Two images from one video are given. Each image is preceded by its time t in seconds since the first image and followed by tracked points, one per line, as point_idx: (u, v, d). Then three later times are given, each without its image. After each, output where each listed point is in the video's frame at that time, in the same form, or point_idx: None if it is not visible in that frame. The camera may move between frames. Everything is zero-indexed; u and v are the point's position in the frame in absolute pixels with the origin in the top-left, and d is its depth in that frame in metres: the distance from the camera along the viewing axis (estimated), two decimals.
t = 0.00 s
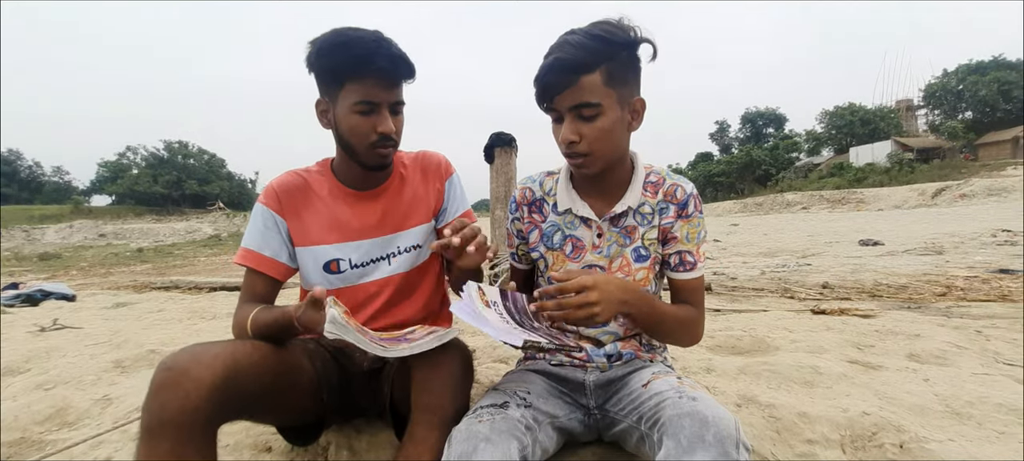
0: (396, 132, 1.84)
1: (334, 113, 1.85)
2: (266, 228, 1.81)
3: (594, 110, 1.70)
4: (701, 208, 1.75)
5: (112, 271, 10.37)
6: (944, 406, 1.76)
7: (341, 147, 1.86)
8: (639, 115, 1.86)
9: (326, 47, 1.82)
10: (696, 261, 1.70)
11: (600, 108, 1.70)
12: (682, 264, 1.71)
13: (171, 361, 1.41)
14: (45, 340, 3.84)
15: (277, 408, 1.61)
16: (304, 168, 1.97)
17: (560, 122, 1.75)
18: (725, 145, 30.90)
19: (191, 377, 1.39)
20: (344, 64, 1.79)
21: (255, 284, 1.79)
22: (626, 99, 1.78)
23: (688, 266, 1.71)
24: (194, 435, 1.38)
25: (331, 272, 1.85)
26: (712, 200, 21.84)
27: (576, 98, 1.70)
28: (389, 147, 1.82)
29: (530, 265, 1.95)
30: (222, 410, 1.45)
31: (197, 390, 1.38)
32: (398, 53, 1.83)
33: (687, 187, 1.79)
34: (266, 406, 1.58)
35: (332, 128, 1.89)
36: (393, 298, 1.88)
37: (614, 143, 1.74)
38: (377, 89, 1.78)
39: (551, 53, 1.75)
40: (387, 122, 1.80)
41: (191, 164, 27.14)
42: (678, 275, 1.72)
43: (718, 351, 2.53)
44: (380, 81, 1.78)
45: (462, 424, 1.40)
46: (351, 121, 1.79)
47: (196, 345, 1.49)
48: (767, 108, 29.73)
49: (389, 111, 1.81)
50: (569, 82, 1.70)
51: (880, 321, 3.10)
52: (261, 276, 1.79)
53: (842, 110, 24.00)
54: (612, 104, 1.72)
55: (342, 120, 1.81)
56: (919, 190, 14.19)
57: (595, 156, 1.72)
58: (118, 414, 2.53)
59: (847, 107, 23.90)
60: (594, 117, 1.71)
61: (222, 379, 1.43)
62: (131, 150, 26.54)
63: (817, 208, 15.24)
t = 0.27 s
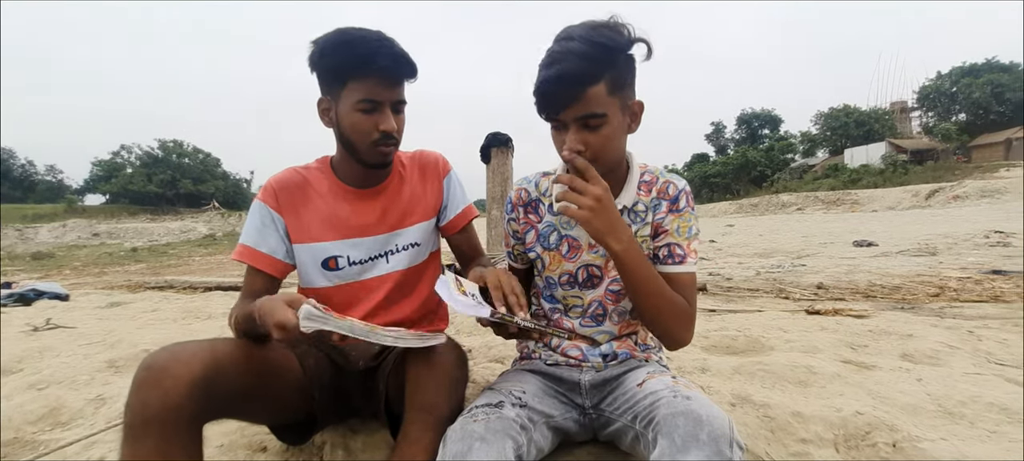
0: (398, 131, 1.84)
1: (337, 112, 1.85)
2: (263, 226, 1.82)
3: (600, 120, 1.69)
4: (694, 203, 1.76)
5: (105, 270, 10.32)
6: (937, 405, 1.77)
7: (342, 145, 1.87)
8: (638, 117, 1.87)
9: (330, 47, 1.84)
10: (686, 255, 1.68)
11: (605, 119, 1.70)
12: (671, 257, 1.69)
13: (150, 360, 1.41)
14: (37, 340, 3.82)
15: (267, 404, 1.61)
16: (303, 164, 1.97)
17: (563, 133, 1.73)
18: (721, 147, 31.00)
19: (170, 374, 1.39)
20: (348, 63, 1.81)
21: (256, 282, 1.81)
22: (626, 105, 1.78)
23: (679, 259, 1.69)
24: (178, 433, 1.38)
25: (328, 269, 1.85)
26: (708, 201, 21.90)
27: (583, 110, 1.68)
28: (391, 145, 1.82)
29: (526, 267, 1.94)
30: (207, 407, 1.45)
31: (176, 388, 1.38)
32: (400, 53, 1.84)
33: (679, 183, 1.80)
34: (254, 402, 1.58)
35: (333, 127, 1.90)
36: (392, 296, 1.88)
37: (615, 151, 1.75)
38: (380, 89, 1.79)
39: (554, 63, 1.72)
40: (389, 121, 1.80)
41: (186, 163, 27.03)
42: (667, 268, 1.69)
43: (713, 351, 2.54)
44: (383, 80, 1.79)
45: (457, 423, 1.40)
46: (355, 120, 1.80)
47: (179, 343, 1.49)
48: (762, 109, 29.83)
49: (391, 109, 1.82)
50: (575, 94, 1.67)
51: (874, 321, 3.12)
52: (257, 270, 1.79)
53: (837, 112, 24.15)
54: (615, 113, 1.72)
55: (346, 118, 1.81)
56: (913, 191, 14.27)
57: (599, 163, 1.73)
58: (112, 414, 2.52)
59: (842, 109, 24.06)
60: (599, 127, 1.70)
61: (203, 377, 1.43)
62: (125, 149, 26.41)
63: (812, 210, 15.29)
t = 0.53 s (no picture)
0: (393, 131, 1.84)
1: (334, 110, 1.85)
2: (266, 217, 1.79)
3: (606, 134, 1.69)
4: (687, 204, 1.77)
5: (99, 270, 10.29)
6: (930, 404, 1.78)
7: (339, 144, 1.87)
8: (635, 122, 1.88)
9: (328, 45, 1.84)
10: (675, 253, 1.69)
11: (610, 132, 1.70)
12: (660, 254, 1.70)
13: (135, 360, 1.40)
14: (31, 339, 3.80)
15: (258, 404, 1.59)
16: (301, 159, 1.97)
17: (567, 145, 1.72)
18: (717, 148, 31.10)
19: (154, 374, 1.37)
20: (346, 63, 1.81)
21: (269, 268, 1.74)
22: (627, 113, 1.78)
23: (668, 256, 1.70)
24: (164, 432, 1.38)
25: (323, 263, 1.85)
26: (703, 202, 21.97)
27: (591, 126, 1.67)
28: (387, 146, 1.82)
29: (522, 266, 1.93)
30: (194, 406, 1.44)
31: (160, 388, 1.37)
32: (399, 56, 1.85)
33: (672, 183, 1.81)
34: (245, 402, 1.56)
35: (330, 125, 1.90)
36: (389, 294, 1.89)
37: (615, 160, 1.77)
38: (376, 91, 1.79)
39: (563, 77, 1.67)
40: (384, 122, 1.80)
41: (181, 162, 26.91)
42: (656, 265, 1.70)
43: (709, 351, 2.55)
44: (379, 81, 1.79)
45: (454, 423, 1.41)
46: (351, 120, 1.79)
47: (166, 341, 1.47)
48: (758, 110, 29.95)
49: (386, 110, 1.82)
50: (585, 113, 1.66)
51: (868, 321, 3.14)
52: (268, 259, 1.74)
53: (832, 113, 24.29)
54: (619, 125, 1.72)
55: (342, 117, 1.81)
56: (907, 192, 14.35)
57: (601, 171, 1.75)
58: (107, 414, 2.51)
59: (837, 110, 24.19)
60: (604, 140, 1.70)
61: (188, 376, 1.41)
62: (119, 148, 26.29)
63: (807, 210, 15.37)
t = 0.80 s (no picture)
0: (398, 128, 1.87)
1: (338, 110, 1.87)
2: (282, 220, 1.78)
3: (617, 134, 1.73)
4: (691, 204, 1.80)
5: (98, 268, 10.29)
6: (929, 403, 1.81)
7: (345, 144, 1.88)
8: (645, 126, 1.90)
9: (326, 47, 1.84)
10: (679, 253, 1.72)
11: (622, 132, 1.74)
12: (665, 254, 1.73)
13: (145, 359, 1.41)
14: (32, 338, 3.80)
15: (265, 404, 1.61)
16: (307, 163, 1.97)
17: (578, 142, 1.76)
18: (715, 149, 31.17)
19: (166, 374, 1.39)
20: (348, 64, 1.81)
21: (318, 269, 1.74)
22: (638, 116, 1.82)
23: (672, 256, 1.72)
24: (173, 430, 1.40)
25: (343, 261, 1.85)
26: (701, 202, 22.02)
27: (603, 125, 1.71)
28: (393, 141, 1.85)
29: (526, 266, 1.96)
30: (204, 405, 1.46)
31: (171, 388, 1.38)
32: (399, 52, 1.85)
33: (676, 185, 1.84)
34: (253, 402, 1.58)
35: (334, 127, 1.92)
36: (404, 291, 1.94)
37: (623, 160, 1.80)
38: (378, 87, 1.80)
39: (580, 76, 1.70)
40: (388, 118, 1.82)
41: (179, 161, 26.86)
42: (661, 265, 1.72)
43: (710, 351, 2.58)
44: (382, 79, 1.81)
45: (462, 421, 1.43)
46: (356, 117, 1.81)
47: (176, 340, 1.48)
48: (756, 111, 30.03)
49: (389, 106, 1.84)
50: (598, 112, 1.69)
51: (867, 321, 3.17)
52: (307, 262, 1.73)
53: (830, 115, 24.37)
54: (630, 126, 1.76)
55: (346, 116, 1.82)
56: (904, 194, 14.43)
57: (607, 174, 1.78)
58: (110, 412, 2.52)
59: (835, 111, 24.27)
60: (615, 140, 1.74)
61: (198, 377, 1.43)
62: (117, 146, 26.22)
63: (805, 211, 15.43)
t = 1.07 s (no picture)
0: (406, 128, 1.87)
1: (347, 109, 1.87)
2: (287, 220, 1.76)
3: (623, 112, 1.75)
4: (703, 213, 1.81)
5: (98, 268, 10.29)
6: (933, 404, 1.81)
7: (352, 144, 1.88)
8: (653, 120, 1.91)
9: (336, 46, 1.85)
10: (698, 264, 1.76)
11: (628, 111, 1.76)
12: (683, 267, 1.77)
13: (159, 358, 1.41)
14: (34, 338, 3.80)
15: (274, 405, 1.62)
16: (311, 162, 1.95)
17: (586, 122, 1.77)
18: (716, 150, 31.18)
19: (179, 373, 1.39)
20: (357, 61, 1.81)
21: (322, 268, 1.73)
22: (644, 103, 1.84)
23: (691, 268, 1.76)
24: (186, 430, 1.40)
25: (349, 262, 1.86)
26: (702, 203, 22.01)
27: (610, 100, 1.73)
28: (401, 142, 1.86)
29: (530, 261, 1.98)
30: (215, 406, 1.46)
31: (185, 386, 1.39)
32: (408, 52, 1.87)
33: (690, 192, 1.84)
34: (263, 403, 1.58)
35: (342, 126, 1.92)
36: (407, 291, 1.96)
37: (632, 147, 1.80)
38: (388, 88, 1.81)
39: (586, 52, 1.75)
40: (397, 119, 1.83)
41: (180, 161, 26.86)
42: (682, 278, 1.76)
43: (714, 351, 2.58)
44: (392, 79, 1.81)
45: (472, 419, 1.43)
46: (364, 118, 1.81)
47: (187, 339, 1.49)
48: (756, 112, 30.05)
49: (398, 107, 1.85)
50: (604, 84, 1.72)
51: (870, 322, 3.17)
52: (311, 261, 1.72)
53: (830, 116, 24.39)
54: (637, 108, 1.78)
55: (355, 115, 1.83)
56: (904, 195, 14.42)
57: (617, 160, 1.76)
58: (114, 412, 2.52)
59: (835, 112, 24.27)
60: (622, 118, 1.76)
61: (211, 376, 1.43)
62: (117, 147, 26.22)
63: (805, 212, 15.44)
